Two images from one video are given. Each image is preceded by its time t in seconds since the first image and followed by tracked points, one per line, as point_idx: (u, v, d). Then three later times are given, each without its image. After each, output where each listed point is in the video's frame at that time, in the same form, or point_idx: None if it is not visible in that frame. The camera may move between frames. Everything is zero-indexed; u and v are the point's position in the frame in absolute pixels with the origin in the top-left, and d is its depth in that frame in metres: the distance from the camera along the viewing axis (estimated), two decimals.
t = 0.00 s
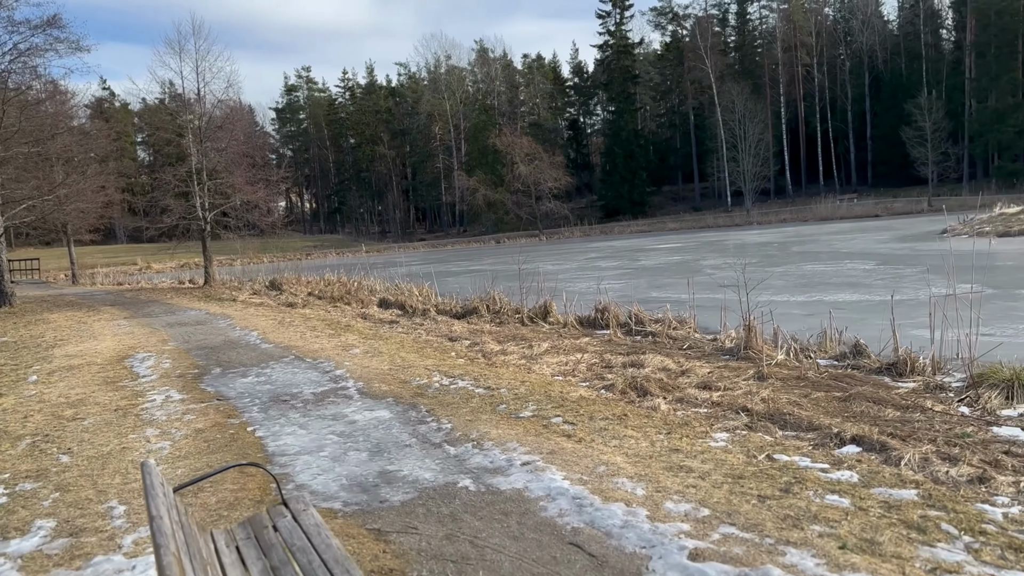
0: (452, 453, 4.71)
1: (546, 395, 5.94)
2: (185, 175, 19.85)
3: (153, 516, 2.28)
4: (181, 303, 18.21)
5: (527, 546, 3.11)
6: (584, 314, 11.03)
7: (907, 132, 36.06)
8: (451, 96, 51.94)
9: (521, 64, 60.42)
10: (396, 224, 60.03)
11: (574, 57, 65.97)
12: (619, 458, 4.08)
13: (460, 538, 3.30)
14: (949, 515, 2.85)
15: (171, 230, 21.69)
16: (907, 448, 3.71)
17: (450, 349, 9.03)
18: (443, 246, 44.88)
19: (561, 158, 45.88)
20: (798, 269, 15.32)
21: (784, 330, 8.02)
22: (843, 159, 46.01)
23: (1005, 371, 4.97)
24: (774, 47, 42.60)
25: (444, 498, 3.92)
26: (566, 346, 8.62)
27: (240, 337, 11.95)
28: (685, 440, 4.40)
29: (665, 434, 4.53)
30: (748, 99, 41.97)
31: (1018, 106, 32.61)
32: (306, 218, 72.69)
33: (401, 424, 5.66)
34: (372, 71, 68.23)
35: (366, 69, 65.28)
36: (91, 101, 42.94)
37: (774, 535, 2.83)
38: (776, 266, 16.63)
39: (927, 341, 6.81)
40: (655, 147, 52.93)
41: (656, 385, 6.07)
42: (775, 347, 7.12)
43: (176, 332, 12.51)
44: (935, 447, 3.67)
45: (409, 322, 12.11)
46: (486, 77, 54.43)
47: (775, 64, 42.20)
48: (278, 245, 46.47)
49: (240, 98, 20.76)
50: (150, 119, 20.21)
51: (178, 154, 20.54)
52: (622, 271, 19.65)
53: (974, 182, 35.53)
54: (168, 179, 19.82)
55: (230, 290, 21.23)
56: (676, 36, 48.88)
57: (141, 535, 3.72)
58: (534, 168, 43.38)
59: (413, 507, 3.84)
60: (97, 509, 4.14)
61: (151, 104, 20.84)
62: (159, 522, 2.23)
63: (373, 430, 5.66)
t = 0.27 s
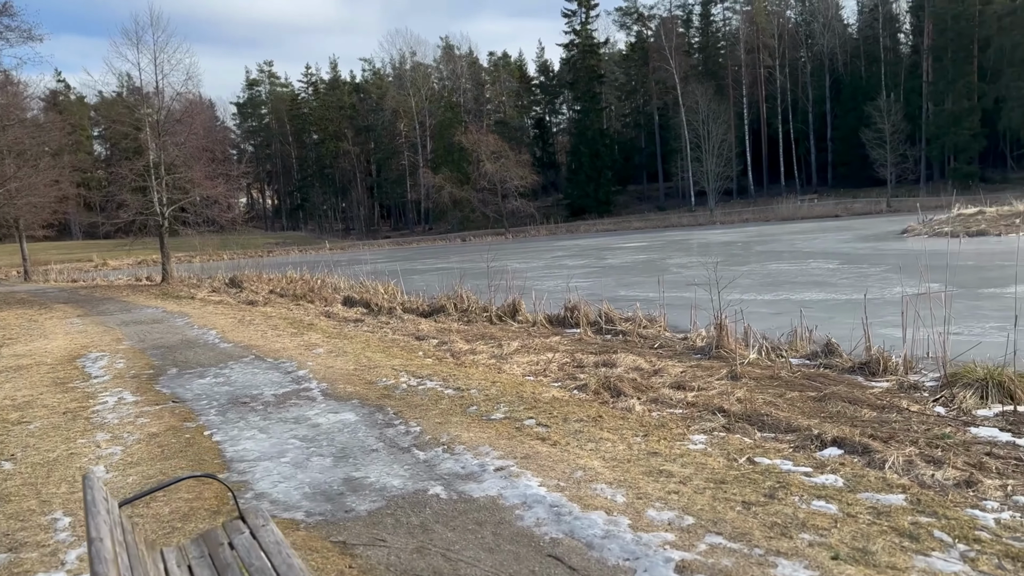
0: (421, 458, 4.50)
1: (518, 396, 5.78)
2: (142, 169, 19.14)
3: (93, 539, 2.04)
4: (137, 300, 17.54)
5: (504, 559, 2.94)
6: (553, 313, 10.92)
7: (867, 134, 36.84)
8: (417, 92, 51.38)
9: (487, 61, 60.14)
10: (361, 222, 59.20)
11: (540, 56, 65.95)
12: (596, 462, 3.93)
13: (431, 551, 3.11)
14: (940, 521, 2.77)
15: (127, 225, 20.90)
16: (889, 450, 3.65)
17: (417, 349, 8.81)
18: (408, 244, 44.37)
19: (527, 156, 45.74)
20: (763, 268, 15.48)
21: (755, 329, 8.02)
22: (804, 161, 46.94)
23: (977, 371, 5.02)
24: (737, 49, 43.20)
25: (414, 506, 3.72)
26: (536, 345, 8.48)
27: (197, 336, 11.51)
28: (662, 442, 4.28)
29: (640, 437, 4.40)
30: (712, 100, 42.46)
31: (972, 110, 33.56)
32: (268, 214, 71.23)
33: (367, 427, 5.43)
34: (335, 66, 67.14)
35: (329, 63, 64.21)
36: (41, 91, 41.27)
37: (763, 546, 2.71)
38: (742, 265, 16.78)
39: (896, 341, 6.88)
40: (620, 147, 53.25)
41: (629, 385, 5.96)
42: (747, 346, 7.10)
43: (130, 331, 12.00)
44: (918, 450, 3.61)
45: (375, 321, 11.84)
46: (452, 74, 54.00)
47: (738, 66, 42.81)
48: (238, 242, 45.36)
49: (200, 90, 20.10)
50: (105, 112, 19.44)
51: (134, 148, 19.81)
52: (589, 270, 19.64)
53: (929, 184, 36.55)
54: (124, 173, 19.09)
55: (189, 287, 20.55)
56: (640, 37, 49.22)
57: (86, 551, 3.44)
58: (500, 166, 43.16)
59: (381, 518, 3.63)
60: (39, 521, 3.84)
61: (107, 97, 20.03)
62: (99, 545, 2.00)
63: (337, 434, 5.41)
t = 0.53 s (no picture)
0: (386, 471, 4.26)
1: (488, 403, 5.58)
2: (96, 164, 18.37)
3: None
4: (89, 299, 16.80)
5: None
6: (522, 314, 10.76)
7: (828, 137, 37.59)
8: (381, 89, 50.64)
9: (453, 58, 59.69)
10: (323, 219, 58.14)
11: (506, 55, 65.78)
12: (572, 475, 3.74)
13: None
14: (933, 540, 2.66)
15: (79, 222, 20.05)
16: (873, 461, 3.58)
17: (382, 352, 8.54)
18: (372, 242, 43.71)
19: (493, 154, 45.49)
20: (728, 269, 15.59)
21: (727, 331, 8.00)
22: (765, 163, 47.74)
23: (952, 376, 5.09)
24: (702, 52, 43.61)
25: (378, 525, 3.48)
26: (505, 348, 8.31)
27: (150, 338, 10.99)
28: (639, 452, 4.13)
29: (618, 446, 4.23)
30: (677, 101, 42.82)
31: (930, 114, 34.49)
32: (228, 211, 69.53)
33: (329, 437, 5.16)
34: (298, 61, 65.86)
35: (292, 58, 62.95)
36: None
37: (754, 569, 2.56)
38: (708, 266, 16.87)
39: (865, 346, 6.94)
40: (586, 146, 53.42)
41: (602, 391, 5.82)
42: (720, 349, 7.06)
43: (80, 332, 11.44)
44: (901, 461, 3.53)
45: (338, 322, 11.51)
46: (417, 70, 53.40)
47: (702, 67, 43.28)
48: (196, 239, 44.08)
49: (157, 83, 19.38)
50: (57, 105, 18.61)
51: (88, 142, 19.01)
52: (556, 270, 19.56)
53: (887, 186, 37.50)
54: (76, 168, 18.28)
55: (143, 286, 19.77)
56: (606, 37, 49.37)
57: None
58: (466, 164, 42.80)
59: (343, 538, 3.38)
60: None
61: (59, 88, 19.17)
62: None
63: (298, 444, 5.12)
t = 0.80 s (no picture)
0: (347, 483, 4.02)
1: (457, 407, 5.37)
2: (53, 158, 17.66)
3: None
4: (43, 297, 16.12)
5: None
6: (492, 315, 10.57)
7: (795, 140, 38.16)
8: (349, 85, 49.86)
9: (423, 55, 59.14)
10: (290, 216, 57.09)
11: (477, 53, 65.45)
12: (544, 487, 3.55)
13: None
14: (924, 558, 2.56)
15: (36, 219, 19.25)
16: (855, 470, 3.50)
17: (347, 353, 8.25)
18: (340, 240, 43.00)
19: (463, 153, 45.15)
20: (698, 270, 15.61)
21: (699, 333, 7.94)
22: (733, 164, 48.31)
23: (929, 381, 5.08)
24: (671, 54, 43.86)
25: (337, 543, 3.25)
26: (475, 350, 8.11)
27: (103, 338, 10.51)
28: (615, 460, 3.96)
29: (592, 454, 4.07)
30: (646, 102, 43.01)
31: (894, 118, 35.31)
32: (192, 208, 67.88)
33: (289, 444, 4.88)
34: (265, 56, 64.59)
35: (259, 53, 61.72)
36: None
37: None
38: (678, 266, 16.90)
39: (837, 348, 6.94)
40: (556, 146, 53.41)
41: (574, 394, 5.66)
42: (693, 352, 6.98)
43: (31, 332, 10.92)
44: (884, 471, 3.45)
45: (303, 322, 11.17)
46: (386, 67, 52.73)
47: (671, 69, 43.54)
48: (158, 235, 42.87)
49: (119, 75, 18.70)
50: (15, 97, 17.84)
51: (45, 135, 18.29)
52: (526, 269, 19.41)
53: (851, 189, 38.24)
54: (33, 161, 17.55)
55: (102, 283, 19.07)
56: (576, 37, 49.36)
57: None
58: (436, 162, 42.39)
59: (298, 558, 3.14)
60: None
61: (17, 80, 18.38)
62: None
63: (254, 452, 4.83)
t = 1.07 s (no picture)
0: (303, 496, 3.73)
1: (423, 413, 5.12)
2: (12, 150, 17.08)
3: None
4: None
5: None
6: (464, 315, 10.32)
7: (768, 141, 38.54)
8: (322, 82, 49.10)
9: (397, 53, 58.56)
10: (261, 214, 56.11)
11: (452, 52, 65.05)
12: (514, 500, 3.32)
13: None
14: None
15: None
16: (840, 481, 3.35)
17: (312, 355, 7.93)
18: (311, 238, 42.29)
19: (438, 151, 44.72)
20: (673, 270, 15.56)
21: (675, 334, 7.78)
22: (706, 166, 48.68)
23: (910, 385, 4.99)
24: (646, 55, 43.96)
25: (289, 565, 2.98)
26: (445, 351, 7.86)
27: (57, 339, 10.00)
28: (590, 470, 3.75)
29: (566, 463, 3.85)
30: (621, 102, 43.05)
31: (865, 120, 35.89)
32: (160, 204, 66.36)
33: (244, 453, 4.57)
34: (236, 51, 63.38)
35: (230, 48, 60.57)
36: None
37: None
38: (652, 266, 16.84)
39: (814, 351, 6.83)
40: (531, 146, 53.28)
41: (548, 399, 5.44)
42: (668, 355, 6.81)
43: None
44: (872, 482, 3.31)
45: (267, 322, 10.81)
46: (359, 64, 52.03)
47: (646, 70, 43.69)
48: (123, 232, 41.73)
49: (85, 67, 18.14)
50: None
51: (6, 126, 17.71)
52: (500, 269, 19.20)
53: (823, 191, 38.75)
54: None
55: (62, 281, 18.37)
56: (551, 37, 49.22)
57: None
58: (410, 160, 41.91)
59: None
60: None
61: None
62: None
63: (206, 463, 4.50)
